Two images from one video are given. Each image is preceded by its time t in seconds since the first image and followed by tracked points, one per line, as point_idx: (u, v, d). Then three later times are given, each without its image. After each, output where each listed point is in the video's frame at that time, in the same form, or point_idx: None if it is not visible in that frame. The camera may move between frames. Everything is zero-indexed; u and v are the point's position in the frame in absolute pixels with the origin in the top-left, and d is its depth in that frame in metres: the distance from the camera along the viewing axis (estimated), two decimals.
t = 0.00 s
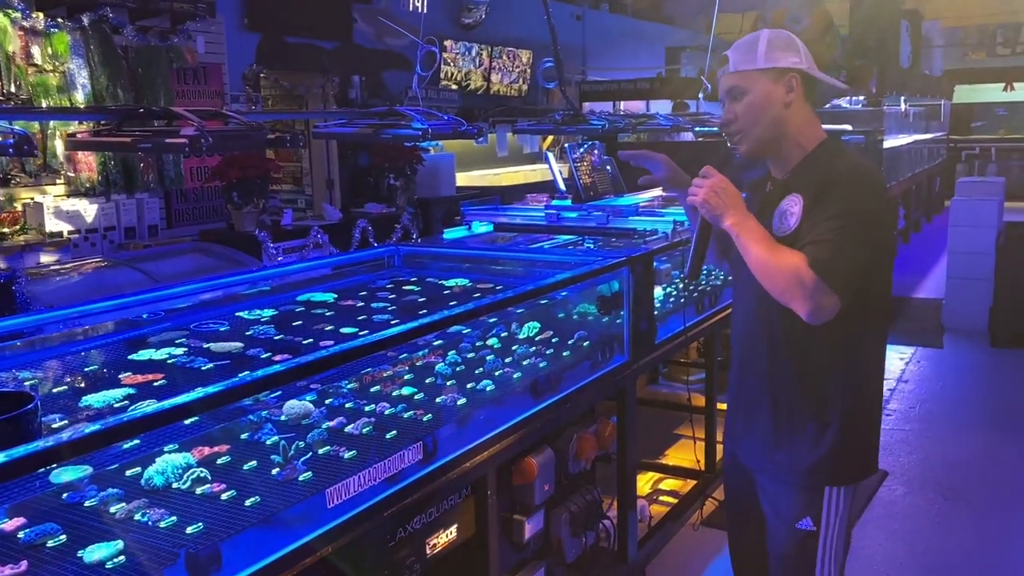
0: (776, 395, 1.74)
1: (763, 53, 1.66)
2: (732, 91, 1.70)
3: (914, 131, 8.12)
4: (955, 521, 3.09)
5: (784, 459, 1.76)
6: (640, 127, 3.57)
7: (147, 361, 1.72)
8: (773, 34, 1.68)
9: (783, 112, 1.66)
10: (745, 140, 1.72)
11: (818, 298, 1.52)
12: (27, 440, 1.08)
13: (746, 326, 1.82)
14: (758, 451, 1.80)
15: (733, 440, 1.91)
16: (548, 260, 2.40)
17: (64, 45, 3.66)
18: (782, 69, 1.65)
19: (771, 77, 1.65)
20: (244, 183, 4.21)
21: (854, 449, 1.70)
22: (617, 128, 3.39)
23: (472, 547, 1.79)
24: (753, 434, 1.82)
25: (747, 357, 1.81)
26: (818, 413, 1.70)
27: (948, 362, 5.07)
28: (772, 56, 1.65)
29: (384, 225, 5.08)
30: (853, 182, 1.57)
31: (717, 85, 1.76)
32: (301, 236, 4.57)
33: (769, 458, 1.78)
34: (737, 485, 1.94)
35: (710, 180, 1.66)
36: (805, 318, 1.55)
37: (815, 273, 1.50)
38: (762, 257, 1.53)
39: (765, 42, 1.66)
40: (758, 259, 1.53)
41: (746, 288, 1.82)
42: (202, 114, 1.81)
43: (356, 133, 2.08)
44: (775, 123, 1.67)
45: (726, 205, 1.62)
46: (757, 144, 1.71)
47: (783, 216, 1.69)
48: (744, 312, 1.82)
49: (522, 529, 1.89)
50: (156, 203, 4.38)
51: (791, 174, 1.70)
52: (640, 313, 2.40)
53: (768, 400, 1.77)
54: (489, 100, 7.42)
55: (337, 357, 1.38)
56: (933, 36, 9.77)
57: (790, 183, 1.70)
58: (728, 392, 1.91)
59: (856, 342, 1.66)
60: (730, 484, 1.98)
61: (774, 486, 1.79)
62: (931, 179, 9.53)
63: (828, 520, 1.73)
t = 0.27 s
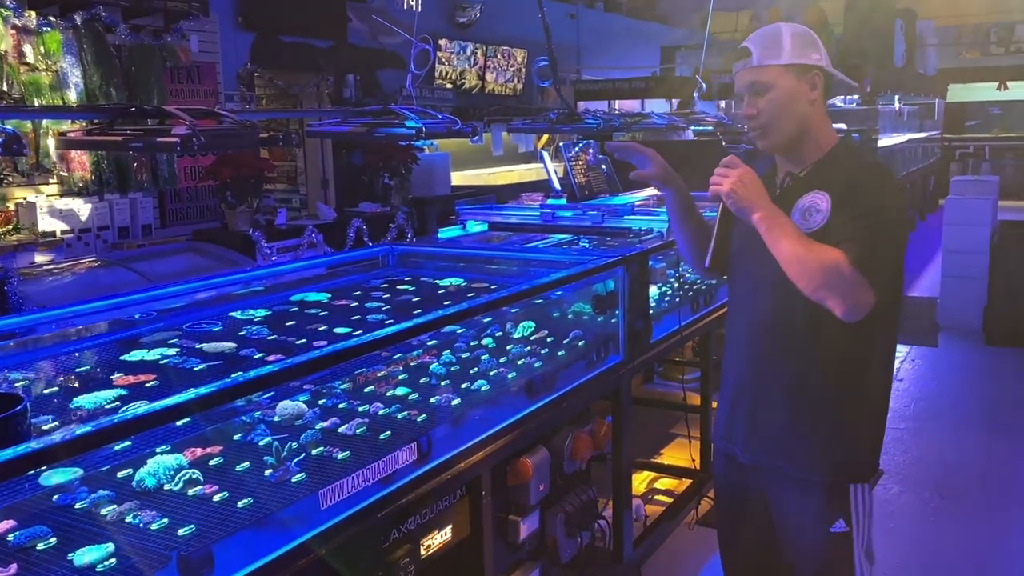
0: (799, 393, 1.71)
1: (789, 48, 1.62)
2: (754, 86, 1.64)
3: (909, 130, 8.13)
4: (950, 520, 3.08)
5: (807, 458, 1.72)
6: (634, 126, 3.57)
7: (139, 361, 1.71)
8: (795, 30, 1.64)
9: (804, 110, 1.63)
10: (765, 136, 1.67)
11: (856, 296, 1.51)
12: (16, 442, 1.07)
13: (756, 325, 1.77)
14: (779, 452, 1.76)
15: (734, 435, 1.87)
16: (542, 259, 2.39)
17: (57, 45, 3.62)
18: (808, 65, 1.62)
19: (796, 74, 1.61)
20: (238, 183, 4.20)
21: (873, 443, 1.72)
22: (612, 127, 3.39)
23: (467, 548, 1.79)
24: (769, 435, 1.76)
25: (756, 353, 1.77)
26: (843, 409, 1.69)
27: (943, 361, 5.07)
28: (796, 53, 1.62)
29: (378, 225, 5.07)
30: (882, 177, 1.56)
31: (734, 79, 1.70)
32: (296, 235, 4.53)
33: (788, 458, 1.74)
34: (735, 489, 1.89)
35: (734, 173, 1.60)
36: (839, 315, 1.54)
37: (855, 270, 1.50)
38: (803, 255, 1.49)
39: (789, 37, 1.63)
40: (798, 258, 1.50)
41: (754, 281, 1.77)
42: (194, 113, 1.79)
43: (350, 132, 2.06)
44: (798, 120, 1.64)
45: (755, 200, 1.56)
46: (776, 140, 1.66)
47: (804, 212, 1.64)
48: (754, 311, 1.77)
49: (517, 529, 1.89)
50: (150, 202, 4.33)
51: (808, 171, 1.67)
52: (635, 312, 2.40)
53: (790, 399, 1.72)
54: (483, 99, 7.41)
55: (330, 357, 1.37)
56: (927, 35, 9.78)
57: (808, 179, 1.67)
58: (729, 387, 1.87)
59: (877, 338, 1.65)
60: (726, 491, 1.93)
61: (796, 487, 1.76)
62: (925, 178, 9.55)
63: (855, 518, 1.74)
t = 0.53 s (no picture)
0: (833, 409, 1.58)
1: (828, 44, 1.58)
2: (799, 74, 1.56)
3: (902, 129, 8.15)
4: (943, 520, 3.08)
5: (841, 477, 1.60)
6: (628, 126, 3.57)
7: (129, 363, 1.70)
8: (826, 29, 1.62)
9: (838, 106, 1.58)
10: (800, 129, 1.57)
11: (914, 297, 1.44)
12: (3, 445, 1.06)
13: (780, 338, 1.61)
14: (808, 472, 1.62)
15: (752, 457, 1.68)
16: (536, 260, 2.38)
17: (49, 45, 3.60)
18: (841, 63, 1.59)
19: (835, 69, 1.57)
20: (231, 183, 4.19)
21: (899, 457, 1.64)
22: (606, 126, 3.38)
23: (461, 549, 1.78)
24: (799, 455, 1.62)
25: (786, 362, 1.60)
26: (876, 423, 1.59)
27: (936, 360, 5.09)
28: (832, 49, 1.59)
29: (372, 225, 5.06)
30: (919, 177, 1.50)
31: (767, 68, 1.60)
32: (289, 235, 4.53)
33: (817, 476, 1.62)
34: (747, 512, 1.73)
35: (782, 169, 1.46)
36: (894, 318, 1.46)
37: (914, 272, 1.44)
38: (871, 257, 1.39)
39: (827, 35, 1.59)
40: (865, 260, 1.39)
41: (779, 286, 1.61)
42: (185, 113, 1.78)
43: (342, 131, 2.05)
44: (831, 116, 1.57)
45: (807, 200, 1.43)
46: (810, 134, 1.58)
47: (839, 213, 1.53)
48: (776, 322, 1.61)
49: (511, 530, 1.88)
50: (143, 202, 4.31)
51: (834, 170, 1.58)
52: (629, 312, 2.39)
53: (822, 415, 1.59)
54: (477, 99, 7.40)
55: (323, 359, 1.36)
56: (921, 34, 9.79)
57: (835, 180, 1.57)
58: (747, 404, 1.68)
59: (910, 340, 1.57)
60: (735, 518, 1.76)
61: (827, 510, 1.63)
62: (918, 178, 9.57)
63: (889, 544, 1.62)
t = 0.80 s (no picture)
0: (862, 408, 1.59)
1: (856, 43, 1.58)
2: (830, 72, 1.56)
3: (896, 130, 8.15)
4: (936, 520, 3.08)
5: (869, 476, 1.60)
6: (621, 127, 3.56)
7: (117, 365, 1.68)
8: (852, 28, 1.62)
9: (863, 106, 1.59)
10: (830, 128, 1.55)
11: (948, 294, 1.46)
12: None
13: (812, 337, 1.60)
14: (838, 472, 1.62)
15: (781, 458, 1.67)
16: (529, 261, 2.38)
17: (40, 46, 3.61)
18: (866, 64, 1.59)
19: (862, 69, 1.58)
20: (222, 184, 4.17)
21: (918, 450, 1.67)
22: (599, 127, 3.37)
23: (452, 552, 1.77)
24: (829, 455, 1.61)
25: (817, 361, 1.60)
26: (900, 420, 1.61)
27: (929, 360, 5.09)
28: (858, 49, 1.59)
29: (365, 226, 5.04)
30: (942, 176, 1.54)
31: (793, 68, 1.59)
32: (281, 236, 4.52)
33: (846, 474, 1.62)
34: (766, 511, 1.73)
35: (831, 164, 1.42)
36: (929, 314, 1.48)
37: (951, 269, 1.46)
38: (915, 256, 1.40)
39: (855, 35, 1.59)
40: (910, 258, 1.40)
41: (809, 285, 1.60)
42: (173, 113, 1.77)
43: (331, 132, 2.03)
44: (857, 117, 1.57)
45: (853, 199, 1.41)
46: (839, 134, 1.56)
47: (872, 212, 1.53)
48: (806, 321, 1.61)
49: (503, 533, 1.87)
50: (135, 203, 4.29)
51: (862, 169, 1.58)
52: (622, 313, 2.39)
53: (853, 413, 1.60)
54: (471, 99, 7.38)
55: (311, 362, 1.35)
56: (915, 34, 9.79)
57: (864, 178, 1.58)
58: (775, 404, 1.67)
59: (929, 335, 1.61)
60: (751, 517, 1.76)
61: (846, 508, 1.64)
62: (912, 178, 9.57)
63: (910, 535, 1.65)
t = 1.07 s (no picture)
0: (892, 408, 1.61)
1: (886, 47, 1.57)
2: (858, 80, 1.56)
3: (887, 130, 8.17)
4: (930, 521, 3.08)
5: (896, 476, 1.63)
6: (613, 128, 3.55)
7: (102, 369, 1.66)
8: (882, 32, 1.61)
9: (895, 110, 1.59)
10: (859, 135, 1.56)
11: (980, 296, 1.49)
12: None
13: (843, 339, 1.62)
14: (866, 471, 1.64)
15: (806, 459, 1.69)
16: (520, 262, 2.37)
17: (30, 46, 3.58)
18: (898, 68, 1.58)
19: (894, 74, 1.57)
20: (212, 185, 4.14)
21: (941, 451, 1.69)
22: (591, 128, 3.36)
23: (442, 556, 1.75)
24: (857, 456, 1.64)
25: (846, 363, 1.63)
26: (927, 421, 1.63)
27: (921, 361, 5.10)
28: (889, 54, 1.58)
29: (357, 227, 5.03)
30: (972, 180, 1.56)
31: (825, 74, 1.60)
32: (273, 237, 4.52)
33: (868, 474, 1.64)
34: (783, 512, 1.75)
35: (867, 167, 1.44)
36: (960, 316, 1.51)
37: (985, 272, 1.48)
38: (950, 257, 1.43)
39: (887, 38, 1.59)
40: (944, 260, 1.43)
41: (839, 288, 1.62)
42: (158, 114, 1.74)
43: (320, 134, 2.03)
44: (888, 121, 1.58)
45: (890, 201, 1.43)
46: (867, 141, 1.57)
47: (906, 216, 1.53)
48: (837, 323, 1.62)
49: (494, 536, 1.87)
50: (125, 204, 4.27)
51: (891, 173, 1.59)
52: (613, 315, 2.38)
53: (882, 414, 1.62)
54: (464, 100, 7.37)
55: (298, 366, 1.33)
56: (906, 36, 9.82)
57: (897, 179, 1.58)
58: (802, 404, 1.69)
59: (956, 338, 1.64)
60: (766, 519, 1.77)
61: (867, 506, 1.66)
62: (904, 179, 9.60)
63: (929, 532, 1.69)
